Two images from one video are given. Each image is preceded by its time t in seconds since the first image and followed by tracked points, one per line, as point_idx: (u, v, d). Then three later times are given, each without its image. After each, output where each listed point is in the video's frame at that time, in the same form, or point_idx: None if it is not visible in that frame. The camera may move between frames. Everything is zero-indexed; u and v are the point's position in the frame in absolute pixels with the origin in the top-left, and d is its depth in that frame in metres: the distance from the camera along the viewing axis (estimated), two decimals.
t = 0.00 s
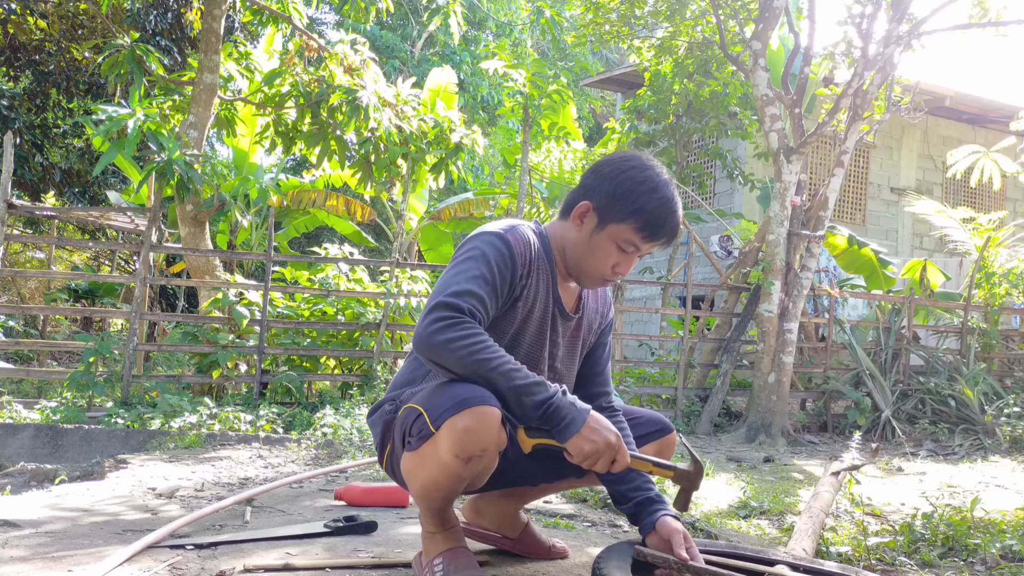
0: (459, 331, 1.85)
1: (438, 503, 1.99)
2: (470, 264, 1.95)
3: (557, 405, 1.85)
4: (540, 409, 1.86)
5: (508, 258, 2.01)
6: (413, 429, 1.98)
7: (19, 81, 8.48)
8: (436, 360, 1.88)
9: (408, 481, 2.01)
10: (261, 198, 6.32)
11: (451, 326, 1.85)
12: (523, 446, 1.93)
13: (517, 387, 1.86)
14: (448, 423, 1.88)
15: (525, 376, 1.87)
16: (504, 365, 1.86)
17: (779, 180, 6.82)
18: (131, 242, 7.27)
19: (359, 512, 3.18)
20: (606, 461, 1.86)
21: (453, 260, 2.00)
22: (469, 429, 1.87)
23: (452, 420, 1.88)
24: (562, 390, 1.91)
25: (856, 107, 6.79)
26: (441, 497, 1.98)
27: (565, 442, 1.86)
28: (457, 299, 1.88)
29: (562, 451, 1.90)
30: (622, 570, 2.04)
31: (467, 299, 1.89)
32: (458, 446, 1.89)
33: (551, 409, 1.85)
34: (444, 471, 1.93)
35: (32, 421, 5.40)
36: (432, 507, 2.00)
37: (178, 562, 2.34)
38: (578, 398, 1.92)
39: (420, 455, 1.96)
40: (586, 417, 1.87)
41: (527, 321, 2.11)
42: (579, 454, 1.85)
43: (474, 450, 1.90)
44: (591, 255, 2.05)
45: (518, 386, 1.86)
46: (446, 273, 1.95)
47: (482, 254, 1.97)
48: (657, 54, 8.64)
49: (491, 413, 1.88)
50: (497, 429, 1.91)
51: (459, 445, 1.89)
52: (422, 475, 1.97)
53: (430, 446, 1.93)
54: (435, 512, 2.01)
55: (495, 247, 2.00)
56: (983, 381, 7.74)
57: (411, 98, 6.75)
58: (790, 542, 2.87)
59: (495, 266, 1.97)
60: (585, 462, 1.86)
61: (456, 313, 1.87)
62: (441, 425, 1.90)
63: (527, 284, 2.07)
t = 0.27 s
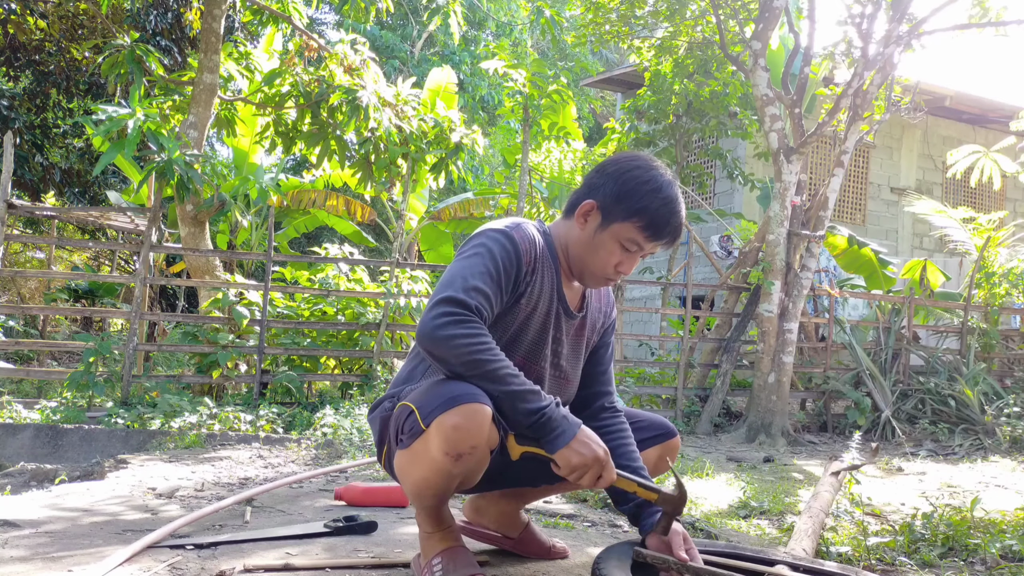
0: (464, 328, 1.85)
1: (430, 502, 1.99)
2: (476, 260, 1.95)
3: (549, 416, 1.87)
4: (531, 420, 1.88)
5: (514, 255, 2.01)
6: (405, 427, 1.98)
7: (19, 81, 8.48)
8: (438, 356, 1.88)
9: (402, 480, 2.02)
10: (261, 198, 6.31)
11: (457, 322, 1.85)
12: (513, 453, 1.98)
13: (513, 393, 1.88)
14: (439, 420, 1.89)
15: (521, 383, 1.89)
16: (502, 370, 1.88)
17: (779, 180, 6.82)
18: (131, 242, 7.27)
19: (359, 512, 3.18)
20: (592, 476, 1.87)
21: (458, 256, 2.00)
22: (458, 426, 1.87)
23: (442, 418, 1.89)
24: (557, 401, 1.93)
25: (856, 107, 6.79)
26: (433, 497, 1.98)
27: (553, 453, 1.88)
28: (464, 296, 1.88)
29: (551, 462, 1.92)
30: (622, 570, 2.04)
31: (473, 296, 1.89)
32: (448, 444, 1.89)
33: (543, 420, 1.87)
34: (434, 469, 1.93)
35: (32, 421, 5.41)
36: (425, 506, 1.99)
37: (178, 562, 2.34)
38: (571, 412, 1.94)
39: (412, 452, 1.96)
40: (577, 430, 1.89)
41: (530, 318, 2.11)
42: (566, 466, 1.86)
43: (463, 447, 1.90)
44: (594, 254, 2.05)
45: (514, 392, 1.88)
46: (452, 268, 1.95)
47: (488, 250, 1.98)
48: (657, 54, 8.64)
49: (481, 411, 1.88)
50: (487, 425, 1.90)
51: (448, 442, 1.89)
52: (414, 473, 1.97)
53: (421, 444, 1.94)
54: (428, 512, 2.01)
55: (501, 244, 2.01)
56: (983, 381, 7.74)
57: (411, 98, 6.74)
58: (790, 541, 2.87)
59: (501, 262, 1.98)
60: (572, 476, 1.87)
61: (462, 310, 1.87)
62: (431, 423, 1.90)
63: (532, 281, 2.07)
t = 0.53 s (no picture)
0: (472, 329, 1.85)
1: (428, 503, 1.99)
2: (487, 260, 1.94)
3: (546, 430, 1.87)
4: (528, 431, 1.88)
5: (520, 256, 2.01)
6: (400, 428, 1.99)
7: (18, 81, 8.48)
8: (443, 355, 1.87)
9: (398, 481, 2.02)
10: (261, 198, 6.31)
11: (466, 324, 1.84)
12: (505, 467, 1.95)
13: (511, 401, 1.88)
14: (432, 423, 1.89)
15: (520, 393, 1.89)
16: (505, 377, 1.88)
17: (779, 180, 6.82)
18: (131, 242, 7.27)
19: (359, 512, 3.18)
20: (584, 494, 1.86)
21: (466, 254, 1.98)
22: (451, 429, 1.87)
23: (434, 420, 1.88)
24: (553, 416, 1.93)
25: (856, 107, 6.79)
26: (429, 498, 1.98)
27: (547, 467, 1.87)
28: (474, 297, 1.87)
29: (543, 476, 1.91)
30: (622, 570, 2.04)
31: (482, 297, 1.89)
32: (442, 446, 1.89)
33: (540, 432, 1.87)
34: (429, 471, 1.94)
35: (32, 421, 5.41)
36: (422, 507, 2.00)
37: (178, 562, 2.34)
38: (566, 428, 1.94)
39: (408, 454, 1.97)
40: (573, 446, 1.90)
41: (532, 318, 2.11)
42: (558, 481, 1.85)
43: (457, 449, 1.90)
44: (596, 253, 2.05)
45: (512, 400, 1.88)
46: (461, 266, 1.94)
47: (496, 250, 1.98)
48: (657, 54, 8.64)
49: (473, 412, 1.87)
50: (480, 428, 1.89)
51: (441, 444, 1.89)
52: (410, 475, 1.97)
53: (414, 446, 1.94)
54: (427, 513, 2.01)
55: (508, 244, 2.01)
56: (983, 381, 7.73)
57: (411, 98, 6.74)
58: (790, 542, 2.87)
59: (508, 263, 1.98)
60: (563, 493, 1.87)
61: (471, 311, 1.86)
62: (424, 425, 1.90)
63: (535, 282, 2.07)
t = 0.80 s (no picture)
0: (477, 332, 1.85)
1: (428, 504, 1.99)
2: (490, 263, 1.94)
3: (545, 435, 1.88)
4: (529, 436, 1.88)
5: (520, 257, 2.02)
6: (401, 429, 1.98)
7: (18, 81, 8.48)
8: (447, 358, 1.87)
9: (399, 481, 2.02)
10: (261, 197, 6.31)
11: (471, 326, 1.84)
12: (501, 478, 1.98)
13: (513, 405, 1.88)
14: (433, 423, 1.88)
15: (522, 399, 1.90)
16: (507, 380, 1.88)
17: (779, 180, 6.82)
18: (131, 242, 7.27)
19: (359, 512, 3.18)
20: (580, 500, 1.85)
21: (466, 256, 1.98)
22: (452, 430, 1.87)
23: (435, 420, 1.88)
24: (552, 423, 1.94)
25: (856, 107, 6.78)
26: (430, 498, 1.98)
27: (545, 474, 1.87)
28: (478, 300, 1.87)
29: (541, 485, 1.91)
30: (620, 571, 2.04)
31: (485, 299, 1.89)
32: (443, 447, 1.89)
33: (540, 437, 1.88)
34: (430, 472, 1.94)
35: (32, 421, 5.41)
36: (423, 507, 2.00)
37: (178, 562, 2.34)
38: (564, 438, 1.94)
39: (409, 454, 1.97)
40: (570, 453, 1.90)
41: (530, 317, 2.10)
42: (555, 488, 1.85)
43: (458, 450, 1.90)
44: (594, 254, 2.05)
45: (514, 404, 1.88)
46: (462, 268, 1.93)
47: (498, 252, 1.98)
48: (657, 54, 8.64)
49: (473, 413, 1.86)
50: (482, 430, 1.89)
51: (443, 444, 1.89)
52: (411, 475, 1.97)
53: (415, 447, 1.95)
54: (427, 514, 2.01)
55: (509, 245, 2.01)
56: (983, 381, 7.73)
57: (411, 98, 6.74)
58: (790, 542, 2.87)
59: (509, 264, 1.98)
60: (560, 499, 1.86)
61: (476, 313, 1.86)
62: (425, 425, 1.90)
63: (534, 282, 2.07)
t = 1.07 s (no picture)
0: (461, 327, 1.85)
1: (424, 501, 1.99)
2: (475, 260, 1.95)
3: (544, 415, 1.88)
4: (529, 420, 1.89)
5: (512, 256, 2.02)
6: (396, 427, 1.98)
7: (18, 81, 8.48)
8: (435, 355, 1.87)
9: (395, 480, 2.02)
10: (261, 198, 6.30)
11: (453, 321, 1.84)
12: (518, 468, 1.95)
13: (508, 393, 1.88)
14: (428, 419, 1.89)
15: (515, 385, 1.89)
16: (497, 371, 1.88)
17: (779, 180, 6.82)
18: (131, 242, 7.27)
19: (359, 512, 3.18)
20: (602, 460, 1.88)
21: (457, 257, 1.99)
22: (447, 425, 1.87)
23: (430, 417, 1.89)
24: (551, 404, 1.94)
25: (856, 107, 6.78)
26: (427, 497, 1.98)
27: (554, 451, 1.87)
28: (462, 297, 1.87)
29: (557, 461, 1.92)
30: (621, 570, 2.04)
31: (470, 295, 1.89)
32: (438, 443, 1.89)
33: (540, 419, 1.88)
34: (426, 469, 1.93)
35: (32, 421, 5.41)
36: (420, 505, 1.99)
37: (178, 562, 2.34)
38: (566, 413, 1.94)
39: (404, 453, 1.96)
40: (574, 422, 1.90)
41: (528, 319, 2.11)
42: (572, 458, 1.86)
43: (453, 446, 1.90)
44: (594, 257, 2.05)
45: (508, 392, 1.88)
46: (450, 269, 1.94)
47: (485, 250, 1.98)
48: (657, 54, 8.63)
49: (470, 410, 1.88)
50: (477, 425, 1.90)
51: (438, 441, 1.89)
52: (406, 473, 1.97)
53: (411, 444, 1.94)
54: (425, 511, 2.01)
55: (500, 245, 2.01)
56: (983, 381, 7.73)
57: (411, 98, 6.74)
58: (790, 541, 2.87)
59: (499, 263, 1.98)
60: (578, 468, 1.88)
61: (460, 309, 1.86)
62: (420, 422, 1.90)
63: (531, 282, 2.07)
